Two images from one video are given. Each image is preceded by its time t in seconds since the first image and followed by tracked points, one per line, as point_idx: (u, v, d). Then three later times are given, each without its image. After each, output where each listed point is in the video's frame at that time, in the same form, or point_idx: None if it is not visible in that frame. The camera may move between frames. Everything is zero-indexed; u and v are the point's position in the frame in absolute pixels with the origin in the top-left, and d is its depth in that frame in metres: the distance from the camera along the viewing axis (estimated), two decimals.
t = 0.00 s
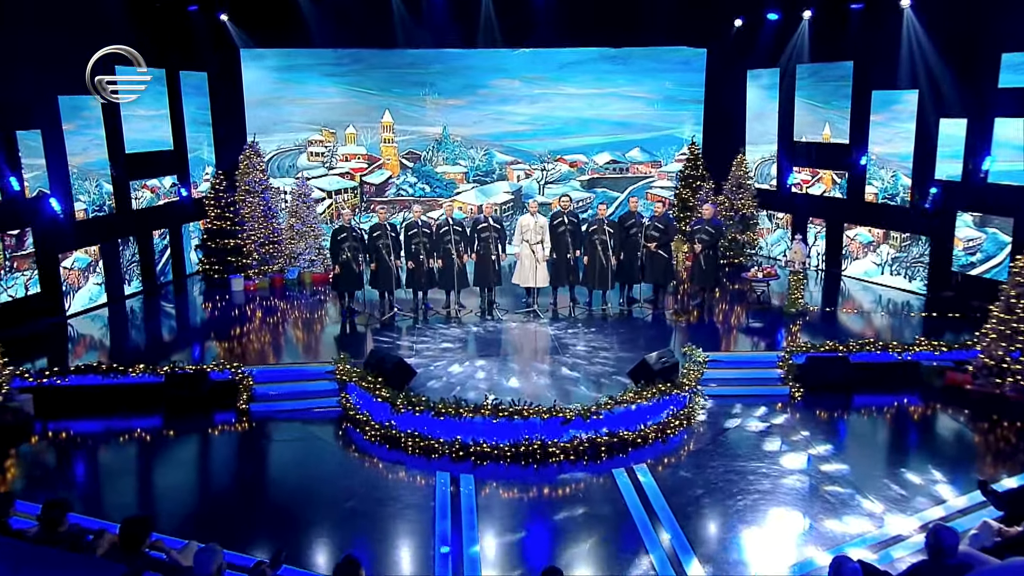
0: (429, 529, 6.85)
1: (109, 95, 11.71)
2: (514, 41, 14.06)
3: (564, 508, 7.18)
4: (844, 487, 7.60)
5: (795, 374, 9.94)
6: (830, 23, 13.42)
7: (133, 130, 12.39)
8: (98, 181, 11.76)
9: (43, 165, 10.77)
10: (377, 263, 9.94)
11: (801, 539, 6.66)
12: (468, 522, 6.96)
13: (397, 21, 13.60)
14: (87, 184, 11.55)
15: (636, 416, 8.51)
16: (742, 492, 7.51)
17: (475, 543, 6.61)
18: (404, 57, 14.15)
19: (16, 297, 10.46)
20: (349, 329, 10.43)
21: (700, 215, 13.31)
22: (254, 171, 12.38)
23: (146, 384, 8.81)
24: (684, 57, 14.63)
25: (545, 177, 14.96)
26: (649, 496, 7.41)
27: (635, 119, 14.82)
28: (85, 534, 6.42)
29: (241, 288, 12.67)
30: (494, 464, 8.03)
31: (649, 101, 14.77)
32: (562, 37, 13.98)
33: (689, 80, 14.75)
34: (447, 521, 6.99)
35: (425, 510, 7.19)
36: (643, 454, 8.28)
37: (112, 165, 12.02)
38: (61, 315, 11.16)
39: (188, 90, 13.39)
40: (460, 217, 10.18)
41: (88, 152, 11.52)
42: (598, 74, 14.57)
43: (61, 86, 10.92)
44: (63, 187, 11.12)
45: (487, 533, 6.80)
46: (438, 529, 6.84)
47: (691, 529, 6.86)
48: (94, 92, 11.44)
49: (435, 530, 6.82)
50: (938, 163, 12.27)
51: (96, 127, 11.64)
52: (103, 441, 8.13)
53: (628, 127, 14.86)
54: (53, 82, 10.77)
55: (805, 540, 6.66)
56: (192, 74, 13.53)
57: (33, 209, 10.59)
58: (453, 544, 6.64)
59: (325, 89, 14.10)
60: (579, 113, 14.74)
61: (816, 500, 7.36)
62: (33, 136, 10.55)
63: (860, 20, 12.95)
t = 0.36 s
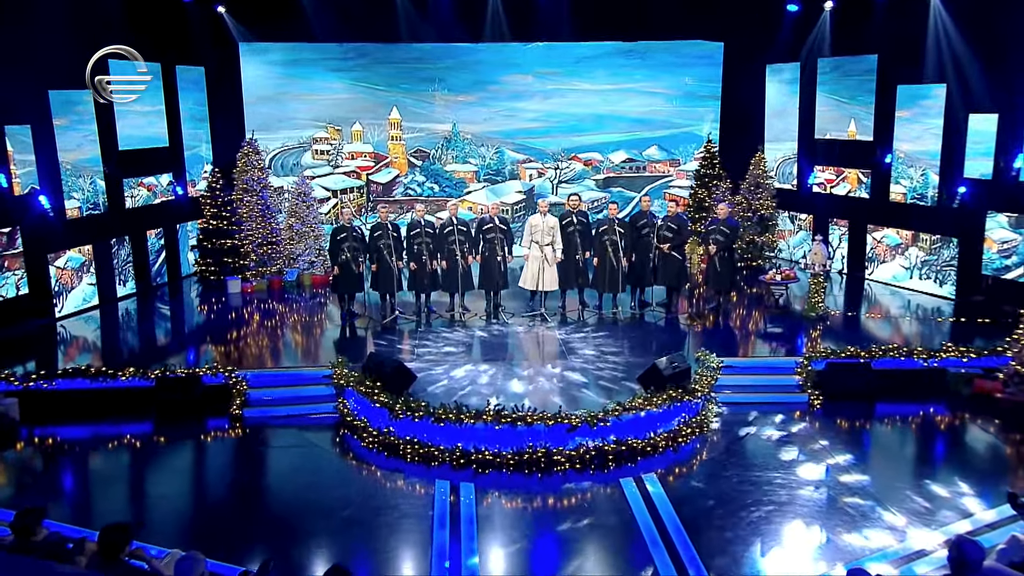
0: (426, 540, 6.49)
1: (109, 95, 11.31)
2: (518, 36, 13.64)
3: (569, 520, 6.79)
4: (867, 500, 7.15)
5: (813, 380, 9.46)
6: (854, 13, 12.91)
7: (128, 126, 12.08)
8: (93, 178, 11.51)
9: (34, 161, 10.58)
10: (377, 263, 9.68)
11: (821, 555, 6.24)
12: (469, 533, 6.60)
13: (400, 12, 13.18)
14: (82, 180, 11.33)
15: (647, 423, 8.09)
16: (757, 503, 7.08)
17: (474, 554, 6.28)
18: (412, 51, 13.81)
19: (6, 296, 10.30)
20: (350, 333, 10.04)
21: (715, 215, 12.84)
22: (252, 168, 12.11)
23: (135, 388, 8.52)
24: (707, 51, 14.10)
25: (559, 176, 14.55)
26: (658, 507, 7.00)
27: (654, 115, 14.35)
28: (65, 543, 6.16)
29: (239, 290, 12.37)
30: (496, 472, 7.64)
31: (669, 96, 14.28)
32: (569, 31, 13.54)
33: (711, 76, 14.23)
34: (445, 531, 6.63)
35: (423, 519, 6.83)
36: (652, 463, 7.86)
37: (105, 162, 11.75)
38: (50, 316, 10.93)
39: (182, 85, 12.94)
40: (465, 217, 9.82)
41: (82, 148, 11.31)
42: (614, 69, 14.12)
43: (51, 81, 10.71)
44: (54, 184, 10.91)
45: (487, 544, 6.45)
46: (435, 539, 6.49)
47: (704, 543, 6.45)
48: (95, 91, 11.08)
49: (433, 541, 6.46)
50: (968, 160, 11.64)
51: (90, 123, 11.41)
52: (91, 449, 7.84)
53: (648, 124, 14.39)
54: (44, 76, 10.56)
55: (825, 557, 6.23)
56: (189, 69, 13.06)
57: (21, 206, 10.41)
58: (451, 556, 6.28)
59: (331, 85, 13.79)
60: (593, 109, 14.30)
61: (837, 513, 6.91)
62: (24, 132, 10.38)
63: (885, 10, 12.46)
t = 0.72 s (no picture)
0: (419, 550, 6.16)
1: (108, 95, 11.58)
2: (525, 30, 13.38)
3: (572, 532, 6.43)
4: (890, 513, 6.72)
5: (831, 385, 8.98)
6: (878, 4, 12.41)
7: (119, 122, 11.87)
8: (85, 174, 11.31)
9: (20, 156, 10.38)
10: (376, 264, 9.38)
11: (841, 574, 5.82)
12: (466, 543, 6.26)
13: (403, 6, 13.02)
14: (73, 177, 11.13)
15: (654, 430, 7.71)
16: (772, 514, 6.68)
17: (470, 566, 5.94)
18: (419, 44, 13.43)
19: None
20: (351, 336, 9.68)
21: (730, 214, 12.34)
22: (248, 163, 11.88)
23: (122, 393, 8.24)
24: (726, 44, 13.63)
25: (571, 174, 14.14)
26: (666, 518, 6.62)
27: (671, 111, 13.91)
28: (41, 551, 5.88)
29: (234, 292, 12.01)
30: (496, 480, 7.27)
31: (688, 91, 13.83)
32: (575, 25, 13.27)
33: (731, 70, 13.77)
34: (441, 541, 6.29)
35: (418, 528, 6.50)
36: (660, 472, 7.45)
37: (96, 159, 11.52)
38: (35, 318, 10.66)
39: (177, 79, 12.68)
40: (468, 215, 9.48)
41: (75, 143, 11.12)
42: (630, 63, 13.68)
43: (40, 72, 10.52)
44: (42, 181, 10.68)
45: (486, 555, 6.12)
46: (430, 549, 6.15)
47: (714, 557, 6.07)
48: (91, 92, 11.31)
49: (428, 551, 6.13)
50: (997, 157, 11.10)
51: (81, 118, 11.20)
52: (76, 455, 7.54)
53: (667, 121, 13.95)
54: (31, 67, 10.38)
55: None
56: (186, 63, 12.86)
57: (7, 202, 10.20)
58: (447, 567, 5.95)
59: (335, 80, 13.46)
60: (608, 104, 13.87)
61: (857, 527, 6.48)
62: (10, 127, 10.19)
63: None
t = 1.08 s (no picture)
0: (411, 562, 5.86)
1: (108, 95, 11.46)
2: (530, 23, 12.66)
3: (573, 545, 6.10)
4: (911, 530, 6.31)
5: (847, 392, 8.52)
6: None
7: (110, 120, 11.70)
8: (74, 172, 11.13)
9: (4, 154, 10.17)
10: (373, 265, 9.12)
11: None
12: (460, 556, 5.92)
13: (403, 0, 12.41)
14: (63, 175, 10.96)
15: (660, 438, 7.35)
16: (784, 530, 6.30)
17: None
18: (424, 40, 13.16)
19: None
20: (347, 340, 9.34)
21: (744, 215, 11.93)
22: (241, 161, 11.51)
23: (108, 399, 8.02)
24: (744, 39, 13.34)
25: (583, 175, 13.74)
26: (671, 531, 6.28)
27: (687, 109, 13.52)
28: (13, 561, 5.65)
29: (226, 295, 11.78)
30: (494, 490, 6.94)
31: (704, 88, 13.48)
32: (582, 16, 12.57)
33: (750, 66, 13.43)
34: (434, 552, 5.98)
35: (411, 539, 6.18)
36: (665, 483, 7.08)
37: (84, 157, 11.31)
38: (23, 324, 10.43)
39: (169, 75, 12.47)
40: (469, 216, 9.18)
41: (64, 141, 10.96)
42: (643, 58, 13.35)
43: (29, 67, 10.36)
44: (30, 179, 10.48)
45: (481, 567, 5.82)
46: (422, 561, 5.85)
47: (721, 572, 5.74)
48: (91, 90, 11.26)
49: (421, 563, 5.82)
50: None
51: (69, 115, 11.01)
52: (59, 465, 7.23)
53: (683, 119, 13.56)
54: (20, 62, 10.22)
55: None
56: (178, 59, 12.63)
57: None
58: None
59: (340, 77, 13.19)
60: (620, 102, 13.50)
61: (874, 544, 6.11)
62: None
63: None
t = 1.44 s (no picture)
0: None
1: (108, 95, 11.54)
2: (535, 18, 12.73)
3: (573, 562, 5.75)
4: (939, 550, 5.91)
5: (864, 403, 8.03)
6: None
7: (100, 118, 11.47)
8: (63, 172, 10.93)
9: None
10: (370, 268, 8.81)
11: None
12: None
13: None
14: (51, 175, 10.76)
15: (666, 449, 6.95)
16: (799, 550, 5.90)
17: None
18: (431, 37, 12.84)
19: None
20: (342, 347, 8.99)
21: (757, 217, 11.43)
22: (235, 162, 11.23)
23: (91, 406, 7.73)
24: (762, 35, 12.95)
25: (595, 177, 13.35)
26: (676, 548, 5.90)
27: (704, 108, 13.14)
28: None
29: (217, 300, 11.42)
30: (491, 503, 6.57)
31: (722, 86, 13.10)
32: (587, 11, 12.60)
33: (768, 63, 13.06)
34: (424, 568, 5.66)
35: (402, 553, 5.86)
36: (670, 495, 6.69)
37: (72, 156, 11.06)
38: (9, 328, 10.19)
39: (164, 72, 12.23)
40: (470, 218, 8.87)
41: (53, 139, 10.76)
42: (659, 55, 12.96)
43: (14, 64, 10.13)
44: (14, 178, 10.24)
45: None
46: None
47: None
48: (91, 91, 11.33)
49: None
50: None
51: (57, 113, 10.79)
52: (40, 475, 6.94)
53: (701, 118, 13.18)
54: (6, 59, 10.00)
55: None
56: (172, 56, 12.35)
57: None
58: None
59: (343, 74, 12.89)
60: (635, 101, 13.11)
61: (895, 565, 5.72)
62: None
63: None
